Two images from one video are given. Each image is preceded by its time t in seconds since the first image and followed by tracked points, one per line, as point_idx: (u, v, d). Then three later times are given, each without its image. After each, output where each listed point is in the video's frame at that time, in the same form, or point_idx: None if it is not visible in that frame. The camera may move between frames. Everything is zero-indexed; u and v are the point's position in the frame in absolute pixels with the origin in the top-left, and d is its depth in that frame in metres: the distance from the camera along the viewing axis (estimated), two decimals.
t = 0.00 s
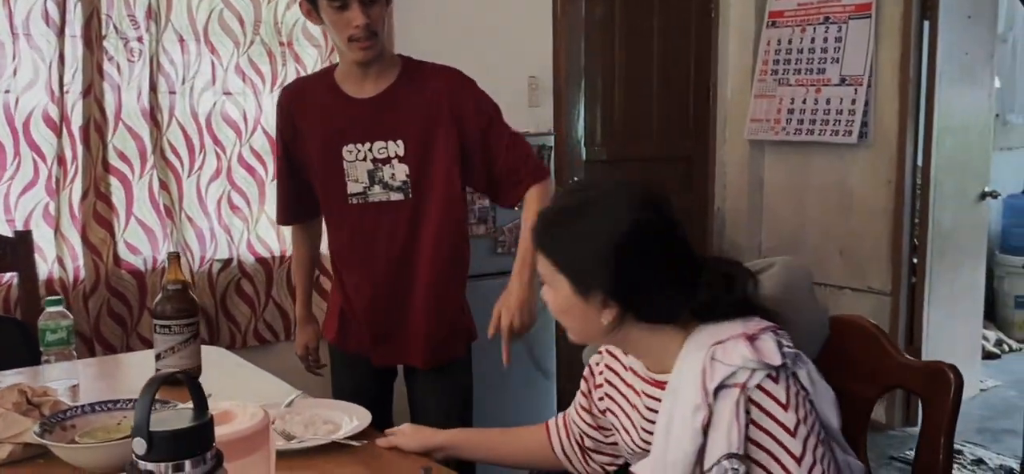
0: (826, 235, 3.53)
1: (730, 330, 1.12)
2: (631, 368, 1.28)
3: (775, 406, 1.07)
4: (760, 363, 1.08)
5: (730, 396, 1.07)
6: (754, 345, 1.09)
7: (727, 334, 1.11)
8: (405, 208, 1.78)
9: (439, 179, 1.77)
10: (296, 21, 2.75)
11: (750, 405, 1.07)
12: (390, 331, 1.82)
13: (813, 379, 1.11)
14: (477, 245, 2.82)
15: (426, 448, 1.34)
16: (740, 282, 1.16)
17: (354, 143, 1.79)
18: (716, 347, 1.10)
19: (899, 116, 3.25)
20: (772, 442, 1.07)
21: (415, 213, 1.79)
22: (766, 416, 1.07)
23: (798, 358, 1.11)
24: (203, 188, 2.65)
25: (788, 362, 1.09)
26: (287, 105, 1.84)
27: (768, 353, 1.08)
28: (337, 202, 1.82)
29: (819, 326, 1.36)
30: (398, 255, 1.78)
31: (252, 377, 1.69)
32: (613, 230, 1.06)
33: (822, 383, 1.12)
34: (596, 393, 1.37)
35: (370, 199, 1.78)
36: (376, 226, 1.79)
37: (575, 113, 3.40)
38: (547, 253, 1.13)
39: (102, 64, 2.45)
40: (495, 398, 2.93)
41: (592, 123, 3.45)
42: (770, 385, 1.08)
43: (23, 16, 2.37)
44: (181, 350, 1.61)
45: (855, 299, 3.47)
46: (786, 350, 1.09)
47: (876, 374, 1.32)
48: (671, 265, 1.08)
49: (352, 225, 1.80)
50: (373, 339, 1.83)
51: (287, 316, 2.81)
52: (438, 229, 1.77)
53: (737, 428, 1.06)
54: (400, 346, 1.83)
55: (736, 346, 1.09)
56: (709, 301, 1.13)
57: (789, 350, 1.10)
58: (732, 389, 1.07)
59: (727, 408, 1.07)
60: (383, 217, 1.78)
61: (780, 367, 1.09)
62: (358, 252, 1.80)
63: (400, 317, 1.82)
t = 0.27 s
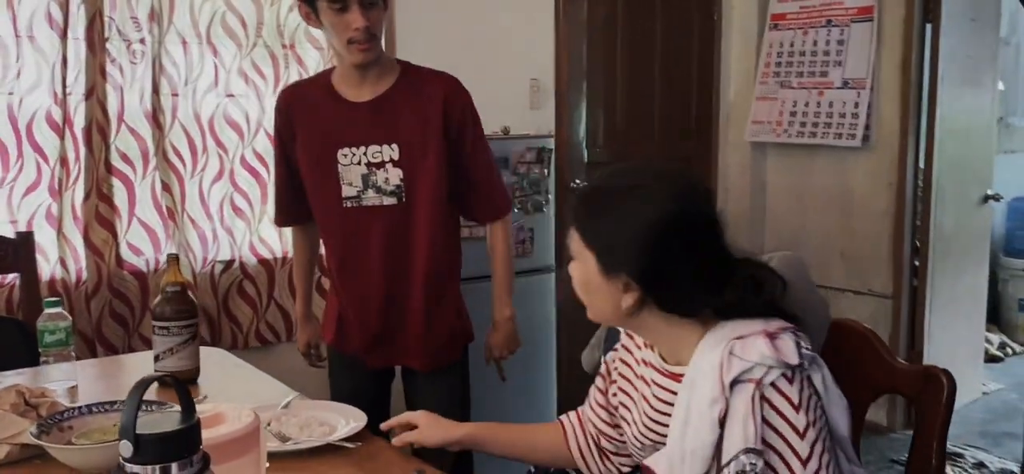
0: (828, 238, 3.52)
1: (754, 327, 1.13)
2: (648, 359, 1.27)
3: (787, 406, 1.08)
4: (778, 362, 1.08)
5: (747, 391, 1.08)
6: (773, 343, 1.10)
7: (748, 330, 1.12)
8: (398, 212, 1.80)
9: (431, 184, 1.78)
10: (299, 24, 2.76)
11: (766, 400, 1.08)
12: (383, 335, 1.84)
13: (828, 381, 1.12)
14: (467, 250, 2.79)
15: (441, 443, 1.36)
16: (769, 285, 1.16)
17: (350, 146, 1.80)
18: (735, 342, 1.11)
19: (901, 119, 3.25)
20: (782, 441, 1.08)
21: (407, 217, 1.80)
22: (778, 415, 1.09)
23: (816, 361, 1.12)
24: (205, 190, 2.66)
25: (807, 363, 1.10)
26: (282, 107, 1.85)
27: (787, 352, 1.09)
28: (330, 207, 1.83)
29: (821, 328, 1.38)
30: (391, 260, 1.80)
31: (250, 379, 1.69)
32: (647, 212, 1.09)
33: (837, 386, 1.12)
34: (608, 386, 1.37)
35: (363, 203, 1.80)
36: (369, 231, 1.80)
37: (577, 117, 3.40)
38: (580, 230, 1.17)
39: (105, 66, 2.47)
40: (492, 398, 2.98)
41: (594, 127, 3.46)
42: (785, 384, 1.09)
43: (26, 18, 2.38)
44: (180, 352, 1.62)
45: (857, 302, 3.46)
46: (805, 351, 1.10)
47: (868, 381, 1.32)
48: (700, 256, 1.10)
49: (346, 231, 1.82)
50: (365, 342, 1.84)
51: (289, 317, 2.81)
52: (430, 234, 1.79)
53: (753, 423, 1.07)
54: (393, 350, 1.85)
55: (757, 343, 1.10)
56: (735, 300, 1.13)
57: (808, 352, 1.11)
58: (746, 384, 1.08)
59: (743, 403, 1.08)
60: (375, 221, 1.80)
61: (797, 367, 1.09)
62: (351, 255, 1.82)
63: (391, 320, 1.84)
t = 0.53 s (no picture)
0: (831, 243, 3.51)
1: (767, 328, 1.14)
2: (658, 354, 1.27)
3: (790, 407, 1.10)
4: (785, 365, 1.10)
5: (752, 390, 1.10)
6: (784, 345, 1.11)
7: (760, 330, 1.13)
8: (395, 216, 1.80)
9: (432, 190, 1.80)
10: (300, 27, 2.76)
11: (770, 401, 1.10)
12: (378, 340, 1.84)
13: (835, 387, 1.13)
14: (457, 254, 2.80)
15: (445, 457, 1.33)
16: (788, 287, 1.17)
17: (348, 150, 1.80)
18: (745, 341, 1.12)
19: (904, 124, 3.24)
20: (782, 442, 1.10)
21: (404, 222, 1.81)
22: (780, 416, 1.10)
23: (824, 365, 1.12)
24: (206, 193, 2.66)
25: (815, 368, 1.11)
26: (279, 108, 1.84)
27: (797, 355, 1.10)
28: (328, 210, 1.83)
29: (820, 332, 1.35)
30: (388, 264, 1.81)
31: (247, 382, 1.69)
32: (669, 213, 1.10)
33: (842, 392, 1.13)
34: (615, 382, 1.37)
35: (361, 207, 1.80)
36: (366, 235, 1.80)
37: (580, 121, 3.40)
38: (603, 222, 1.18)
39: (106, 68, 2.47)
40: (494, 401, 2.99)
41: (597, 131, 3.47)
42: (789, 386, 1.10)
43: (28, 20, 2.39)
44: (177, 355, 1.62)
45: (860, 307, 3.45)
46: (814, 355, 1.11)
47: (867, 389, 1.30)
48: (720, 259, 1.11)
49: (342, 234, 1.81)
50: (359, 349, 1.83)
51: (289, 321, 2.81)
52: (428, 239, 1.80)
53: (756, 423, 1.08)
54: (388, 356, 1.85)
55: (768, 344, 1.11)
56: (749, 302, 1.15)
57: (818, 356, 1.12)
58: (752, 383, 1.10)
59: (747, 401, 1.09)
60: (374, 225, 1.80)
61: (805, 370, 1.10)
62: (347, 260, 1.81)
63: (387, 325, 1.84)
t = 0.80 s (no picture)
0: (833, 247, 3.50)
1: (778, 330, 1.12)
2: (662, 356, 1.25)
3: (799, 410, 1.08)
4: (797, 368, 1.08)
5: (762, 392, 1.08)
6: (796, 348, 1.08)
7: (772, 332, 1.11)
8: (397, 219, 1.80)
9: (434, 193, 1.80)
10: (301, 30, 2.77)
11: (780, 403, 1.08)
12: (379, 343, 1.83)
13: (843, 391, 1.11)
14: (454, 258, 2.81)
15: (442, 469, 1.29)
16: (796, 291, 1.16)
17: (350, 153, 1.80)
18: (757, 342, 1.10)
19: (905, 128, 3.23)
20: (789, 445, 1.08)
21: (407, 224, 1.81)
22: (788, 419, 1.09)
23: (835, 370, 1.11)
24: (206, 195, 2.66)
25: (825, 372, 1.09)
26: (281, 110, 1.84)
27: (809, 358, 1.08)
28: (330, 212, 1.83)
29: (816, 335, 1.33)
30: (390, 267, 1.81)
31: (243, 386, 1.69)
32: (675, 217, 1.08)
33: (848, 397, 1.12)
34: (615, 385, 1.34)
35: (363, 209, 1.79)
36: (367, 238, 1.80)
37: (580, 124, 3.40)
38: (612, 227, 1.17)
39: (107, 71, 2.48)
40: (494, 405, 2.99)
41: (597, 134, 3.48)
42: (799, 389, 1.09)
43: (29, 22, 2.40)
44: (174, 358, 1.62)
45: (861, 312, 3.44)
46: (826, 359, 1.09)
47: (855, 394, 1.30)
48: (727, 260, 1.10)
49: (344, 237, 1.81)
50: (359, 353, 1.82)
51: (288, 323, 2.81)
52: (431, 242, 1.80)
53: (764, 424, 1.07)
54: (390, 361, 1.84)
55: (781, 346, 1.09)
56: (759, 308, 1.15)
57: (830, 360, 1.10)
58: (762, 384, 1.08)
59: (756, 402, 1.08)
60: (375, 228, 1.80)
61: (816, 373, 1.09)
62: (348, 262, 1.81)
63: (386, 329, 1.83)
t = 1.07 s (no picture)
0: (832, 251, 3.50)
1: (781, 333, 1.12)
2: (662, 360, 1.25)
3: (806, 412, 1.08)
4: (805, 369, 1.07)
5: (770, 394, 1.07)
6: (803, 349, 1.08)
7: (777, 334, 1.11)
8: (400, 224, 1.81)
9: (438, 197, 1.81)
10: (301, 33, 2.78)
11: (788, 405, 1.07)
12: (381, 348, 1.83)
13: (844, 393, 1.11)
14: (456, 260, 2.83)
15: None
16: (798, 293, 1.15)
17: (352, 157, 1.80)
18: (764, 344, 1.09)
19: (904, 132, 3.23)
20: (797, 447, 1.07)
21: (410, 229, 1.81)
22: (795, 421, 1.08)
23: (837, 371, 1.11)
24: (205, 198, 2.67)
25: (830, 373, 1.09)
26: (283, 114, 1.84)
27: (816, 360, 1.08)
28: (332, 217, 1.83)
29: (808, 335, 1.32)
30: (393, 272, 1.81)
31: (238, 389, 1.70)
32: (674, 216, 1.08)
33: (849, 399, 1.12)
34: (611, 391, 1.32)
35: (366, 214, 1.79)
36: (369, 242, 1.80)
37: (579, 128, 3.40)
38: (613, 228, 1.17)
39: (106, 74, 2.49)
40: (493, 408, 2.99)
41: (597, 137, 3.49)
42: (806, 391, 1.08)
43: (29, 25, 2.41)
44: (169, 360, 1.62)
45: (860, 316, 3.44)
46: (831, 360, 1.09)
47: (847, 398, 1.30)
48: (728, 260, 1.09)
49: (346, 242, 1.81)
50: (361, 358, 1.82)
51: (286, 326, 2.82)
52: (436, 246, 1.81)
53: (775, 426, 1.06)
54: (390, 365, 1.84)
55: (788, 347, 1.08)
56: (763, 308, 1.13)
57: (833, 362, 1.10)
58: (771, 386, 1.07)
59: (766, 405, 1.06)
60: (378, 233, 1.80)
61: (821, 375, 1.08)
62: (350, 267, 1.81)
63: (388, 334, 1.83)
